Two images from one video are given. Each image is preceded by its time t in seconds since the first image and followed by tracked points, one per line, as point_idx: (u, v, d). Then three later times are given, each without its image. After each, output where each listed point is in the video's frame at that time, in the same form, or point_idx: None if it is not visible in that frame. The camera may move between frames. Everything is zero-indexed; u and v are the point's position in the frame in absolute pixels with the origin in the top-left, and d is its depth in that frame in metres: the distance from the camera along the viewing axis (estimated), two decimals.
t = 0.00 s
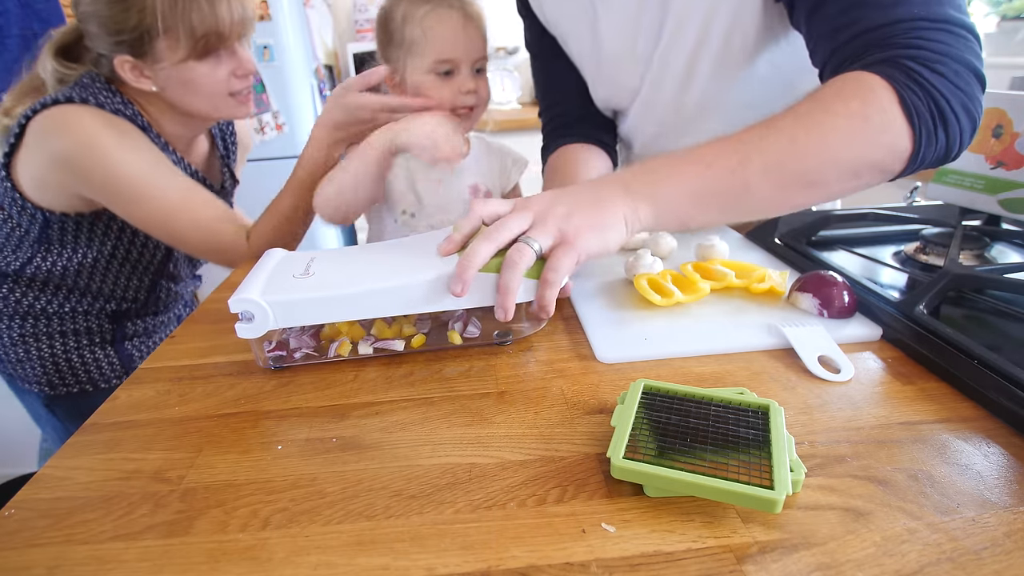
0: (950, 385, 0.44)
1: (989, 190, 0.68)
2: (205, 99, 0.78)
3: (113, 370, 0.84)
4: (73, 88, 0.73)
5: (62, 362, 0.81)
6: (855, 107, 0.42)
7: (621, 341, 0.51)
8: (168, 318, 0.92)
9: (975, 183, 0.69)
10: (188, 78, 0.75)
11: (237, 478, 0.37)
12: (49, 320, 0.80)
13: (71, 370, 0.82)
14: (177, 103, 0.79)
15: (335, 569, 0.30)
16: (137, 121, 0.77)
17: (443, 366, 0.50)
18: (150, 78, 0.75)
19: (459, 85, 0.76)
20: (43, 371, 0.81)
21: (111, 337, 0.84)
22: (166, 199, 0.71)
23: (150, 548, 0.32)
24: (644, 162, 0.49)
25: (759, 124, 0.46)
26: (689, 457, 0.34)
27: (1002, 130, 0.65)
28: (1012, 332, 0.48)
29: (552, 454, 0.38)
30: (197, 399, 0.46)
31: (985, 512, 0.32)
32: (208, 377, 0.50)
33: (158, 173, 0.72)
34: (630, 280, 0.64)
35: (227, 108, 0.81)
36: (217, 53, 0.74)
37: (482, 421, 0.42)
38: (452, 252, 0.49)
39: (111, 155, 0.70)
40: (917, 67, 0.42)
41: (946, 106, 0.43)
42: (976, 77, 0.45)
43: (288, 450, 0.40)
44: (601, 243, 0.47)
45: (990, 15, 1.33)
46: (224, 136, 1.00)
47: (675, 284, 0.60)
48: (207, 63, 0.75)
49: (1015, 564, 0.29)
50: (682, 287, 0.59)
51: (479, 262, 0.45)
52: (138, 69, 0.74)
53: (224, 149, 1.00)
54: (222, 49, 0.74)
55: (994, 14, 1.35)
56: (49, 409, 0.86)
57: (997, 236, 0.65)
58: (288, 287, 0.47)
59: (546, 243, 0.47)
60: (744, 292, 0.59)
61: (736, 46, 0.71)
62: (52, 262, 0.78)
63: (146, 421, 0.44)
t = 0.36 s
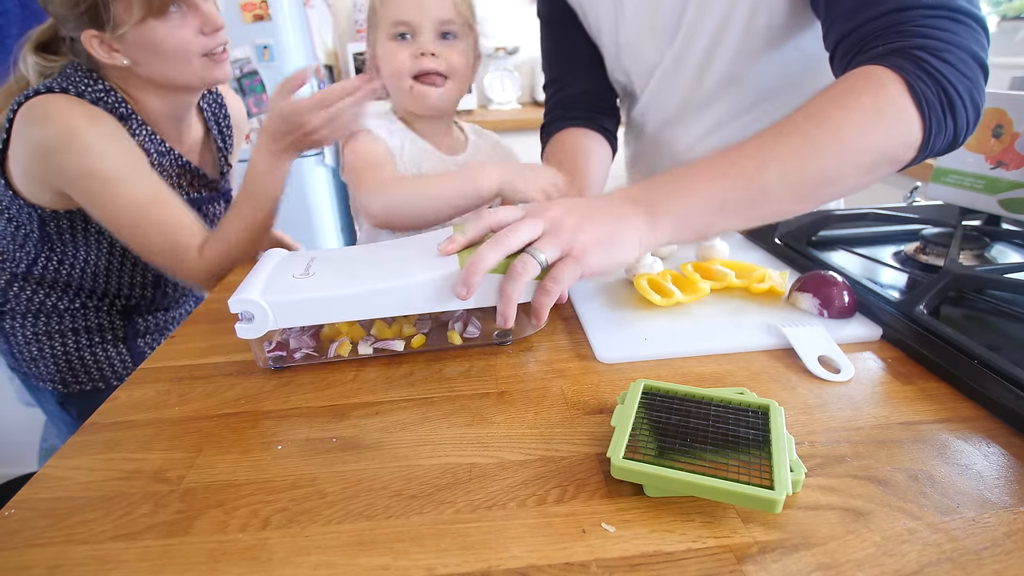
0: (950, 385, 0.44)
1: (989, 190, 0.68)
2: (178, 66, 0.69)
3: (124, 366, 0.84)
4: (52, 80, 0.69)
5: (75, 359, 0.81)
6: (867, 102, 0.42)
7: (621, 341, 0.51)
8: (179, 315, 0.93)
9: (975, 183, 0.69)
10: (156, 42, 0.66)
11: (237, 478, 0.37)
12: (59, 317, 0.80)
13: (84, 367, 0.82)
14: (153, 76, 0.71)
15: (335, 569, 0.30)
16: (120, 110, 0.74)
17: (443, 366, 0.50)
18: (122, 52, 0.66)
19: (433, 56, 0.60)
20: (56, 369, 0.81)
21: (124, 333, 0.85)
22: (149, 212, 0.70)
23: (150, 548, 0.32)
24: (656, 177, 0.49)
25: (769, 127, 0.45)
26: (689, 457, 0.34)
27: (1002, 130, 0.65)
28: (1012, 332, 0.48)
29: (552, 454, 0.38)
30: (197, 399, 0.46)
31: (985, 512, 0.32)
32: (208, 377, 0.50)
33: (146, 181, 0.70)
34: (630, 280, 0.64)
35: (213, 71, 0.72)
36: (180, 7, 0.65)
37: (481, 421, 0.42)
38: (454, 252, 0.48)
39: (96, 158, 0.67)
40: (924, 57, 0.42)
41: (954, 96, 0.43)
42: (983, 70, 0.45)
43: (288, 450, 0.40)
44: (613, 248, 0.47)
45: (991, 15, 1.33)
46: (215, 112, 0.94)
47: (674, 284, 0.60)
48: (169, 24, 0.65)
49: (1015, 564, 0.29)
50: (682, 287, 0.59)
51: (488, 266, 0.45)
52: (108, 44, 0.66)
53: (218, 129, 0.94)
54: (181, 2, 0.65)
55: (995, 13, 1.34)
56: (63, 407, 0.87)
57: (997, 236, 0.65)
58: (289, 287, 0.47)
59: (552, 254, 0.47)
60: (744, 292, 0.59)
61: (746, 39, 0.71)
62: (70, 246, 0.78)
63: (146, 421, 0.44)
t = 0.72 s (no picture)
0: (950, 385, 0.44)
1: (989, 190, 0.68)
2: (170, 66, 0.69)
3: (129, 363, 0.84)
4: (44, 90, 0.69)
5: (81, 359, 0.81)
6: (866, 99, 0.42)
7: (621, 341, 0.51)
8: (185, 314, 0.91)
9: (975, 183, 0.69)
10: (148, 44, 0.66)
11: (237, 478, 0.37)
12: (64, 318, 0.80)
13: (90, 368, 0.82)
14: (148, 79, 0.70)
15: (335, 569, 0.30)
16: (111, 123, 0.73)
17: (443, 366, 0.50)
18: (114, 54, 0.67)
19: (394, 61, 0.65)
20: (62, 369, 0.81)
21: (129, 332, 0.83)
22: (76, 247, 0.69)
23: (149, 548, 0.32)
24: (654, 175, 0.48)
25: (769, 126, 0.45)
26: (689, 457, 0.34)
27: (1002, 130, 0.65)
28: (1012, 332, 0.48)
29: (552, 455, 0.38)
30: (197, 399, 0.46)
31: (985, 512, 0.32)
32: (208, 377, 0.50)
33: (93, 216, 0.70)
34: (630, 279, 0.64)
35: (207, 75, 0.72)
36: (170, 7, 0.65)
37: (481, 421, 0.42)
38: (451, 248, 0.49)
39: (62, 183, 0.66)
40: (925, 54, 0.42)
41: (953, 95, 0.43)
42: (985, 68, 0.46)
43: (288, 450, 0.40)
44: (609, 239, 0.46)
45: (993, 15, 1.32)
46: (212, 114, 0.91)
47: (674, 284, 0.60)
48: (161, 24, 0.65)
49: (1015, 564, 0.29)
50: (682, 287, 0.59)
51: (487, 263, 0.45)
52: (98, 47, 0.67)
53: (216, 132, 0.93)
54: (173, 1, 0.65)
55: (996, 13, 1.33)
56: (71, 405, 0.87)
57: (997, 236, 0.65)
58: (288, 287, 0.47)
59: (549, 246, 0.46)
60: (744, 292, 0.59)
61: (747, 38, 0.71)
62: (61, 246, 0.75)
63: (146, 421, 0.44)
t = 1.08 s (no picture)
0: (950, 385, 0.44)
1: (989, 190, 0.68)
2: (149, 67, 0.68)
3: (130, 363, 0.85)
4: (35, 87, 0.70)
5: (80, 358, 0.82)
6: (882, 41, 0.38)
7: (621, 341, 0.51)
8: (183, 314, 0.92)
9: (975, 183, 0.69)
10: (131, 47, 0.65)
11: (237, 478, 0.37)
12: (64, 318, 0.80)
13: (89, 367, 0.83)
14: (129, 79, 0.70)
15: (335, 569, 0.30)
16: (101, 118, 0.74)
17: (442, 366, 0.50)
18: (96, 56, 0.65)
19: (382, 78, 0.62)
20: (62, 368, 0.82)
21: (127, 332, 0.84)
22: (82, 235, 0.68)
23: (150, 548, 0.32)
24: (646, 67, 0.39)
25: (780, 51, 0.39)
26: (689, 457, 0.34)
27: (1002, 130, 0.65)
28: (1012, 332, 0.48)
29: (552, 455, 0.38)
30: (197, 399, 0.46)
31: (985, 512, 0.32)
32: (208, 377, 0.50)
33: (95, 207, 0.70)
34: (630, 279, 0.64)
35: (183, 79, 0.72)
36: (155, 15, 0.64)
37: (481, 421, 0.42)
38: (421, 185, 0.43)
39: (61, 171, 0.67)
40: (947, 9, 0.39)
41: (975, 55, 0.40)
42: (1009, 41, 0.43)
43: (288, 450, 0.40)
44: (574, 122, 0.35)
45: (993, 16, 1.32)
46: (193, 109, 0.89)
47: (675, 283, 0.60)
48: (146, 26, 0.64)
49: (1015, 564, 0.29)
50: (682, 287, 0.59)
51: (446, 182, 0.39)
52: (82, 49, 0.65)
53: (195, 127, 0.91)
54: (159, 8, 0.64)
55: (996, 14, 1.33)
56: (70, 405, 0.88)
57: (997, 236, 0.65)
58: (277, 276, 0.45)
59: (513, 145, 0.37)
60: (744, 292, 0.59)
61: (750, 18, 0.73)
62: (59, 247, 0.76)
63: (146, 421, 0.44)
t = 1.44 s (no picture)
0: (950, 385, 0.44)
1: (989, 190, 0.68)
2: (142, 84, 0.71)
3: (126, 363, 0.85)
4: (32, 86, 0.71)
5: (79, 357, 0.82)
6: None
7: (621, 341, 0.51)
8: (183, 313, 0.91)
9: (975, 183, 0.69)
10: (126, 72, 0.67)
11: (237, 478, 0.37)
12: (64, 318, 0.80)
13: (87, 366, 0.83)
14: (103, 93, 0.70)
15: (336, 569, 0.30)
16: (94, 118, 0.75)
17: (442, 366, 0.50)
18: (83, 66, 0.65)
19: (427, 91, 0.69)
20: (60, 367, 0.82)
21: (124, 331, 0.84)
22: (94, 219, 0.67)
23: (150, 548, 0.32)
24: None
25: None
26: (689, 457, 0.34)
27: (1002, 130, 0.65)
28: (1011, 332, 0.48)
29: (552, 454, 0.38)
30: (197, 399, 0.46)
31: (985, 512, 0.32)
32: (209, 377, 0.50)
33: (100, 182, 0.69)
34: (630, 279, 0.64)
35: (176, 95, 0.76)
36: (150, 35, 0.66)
37: (481, 421, 0.42)
38: None
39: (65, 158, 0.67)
40: None
41: None
42: None
43: (288, 450, 0.40)
44: None
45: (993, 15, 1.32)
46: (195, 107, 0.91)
47: (675, 283, 0.60)
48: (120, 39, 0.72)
49: (1015, 564, 0.29)
50: (682, 287, 0.59)
51: None
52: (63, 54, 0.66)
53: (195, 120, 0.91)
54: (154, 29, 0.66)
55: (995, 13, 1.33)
56: (70, 403, 0.88)
57: (997, 236, 0.65)
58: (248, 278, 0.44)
59: None
60: (744, 292, 0.59)
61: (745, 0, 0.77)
62: (55, 246, 0.76)
63: (146, 421, 0.44)
